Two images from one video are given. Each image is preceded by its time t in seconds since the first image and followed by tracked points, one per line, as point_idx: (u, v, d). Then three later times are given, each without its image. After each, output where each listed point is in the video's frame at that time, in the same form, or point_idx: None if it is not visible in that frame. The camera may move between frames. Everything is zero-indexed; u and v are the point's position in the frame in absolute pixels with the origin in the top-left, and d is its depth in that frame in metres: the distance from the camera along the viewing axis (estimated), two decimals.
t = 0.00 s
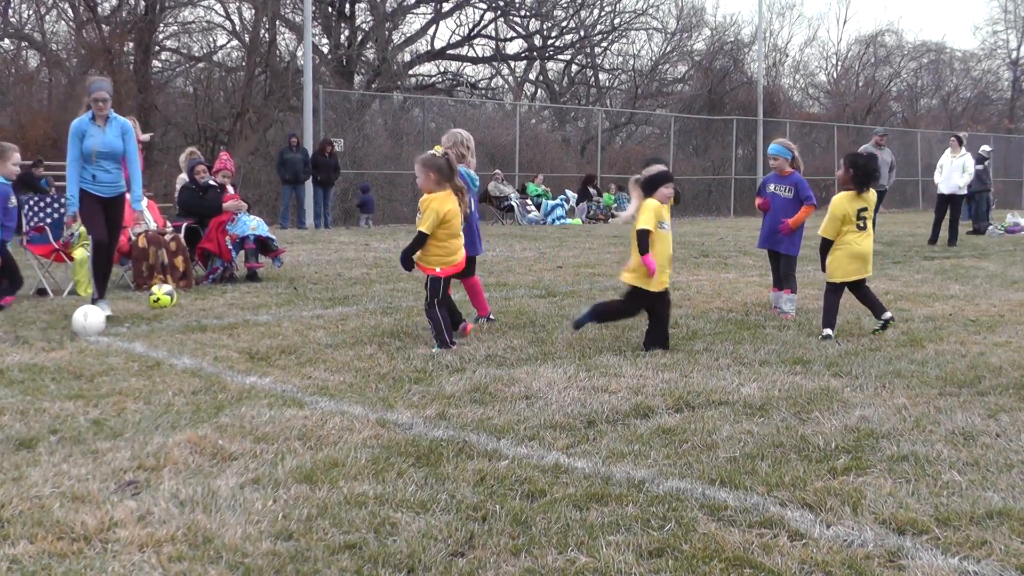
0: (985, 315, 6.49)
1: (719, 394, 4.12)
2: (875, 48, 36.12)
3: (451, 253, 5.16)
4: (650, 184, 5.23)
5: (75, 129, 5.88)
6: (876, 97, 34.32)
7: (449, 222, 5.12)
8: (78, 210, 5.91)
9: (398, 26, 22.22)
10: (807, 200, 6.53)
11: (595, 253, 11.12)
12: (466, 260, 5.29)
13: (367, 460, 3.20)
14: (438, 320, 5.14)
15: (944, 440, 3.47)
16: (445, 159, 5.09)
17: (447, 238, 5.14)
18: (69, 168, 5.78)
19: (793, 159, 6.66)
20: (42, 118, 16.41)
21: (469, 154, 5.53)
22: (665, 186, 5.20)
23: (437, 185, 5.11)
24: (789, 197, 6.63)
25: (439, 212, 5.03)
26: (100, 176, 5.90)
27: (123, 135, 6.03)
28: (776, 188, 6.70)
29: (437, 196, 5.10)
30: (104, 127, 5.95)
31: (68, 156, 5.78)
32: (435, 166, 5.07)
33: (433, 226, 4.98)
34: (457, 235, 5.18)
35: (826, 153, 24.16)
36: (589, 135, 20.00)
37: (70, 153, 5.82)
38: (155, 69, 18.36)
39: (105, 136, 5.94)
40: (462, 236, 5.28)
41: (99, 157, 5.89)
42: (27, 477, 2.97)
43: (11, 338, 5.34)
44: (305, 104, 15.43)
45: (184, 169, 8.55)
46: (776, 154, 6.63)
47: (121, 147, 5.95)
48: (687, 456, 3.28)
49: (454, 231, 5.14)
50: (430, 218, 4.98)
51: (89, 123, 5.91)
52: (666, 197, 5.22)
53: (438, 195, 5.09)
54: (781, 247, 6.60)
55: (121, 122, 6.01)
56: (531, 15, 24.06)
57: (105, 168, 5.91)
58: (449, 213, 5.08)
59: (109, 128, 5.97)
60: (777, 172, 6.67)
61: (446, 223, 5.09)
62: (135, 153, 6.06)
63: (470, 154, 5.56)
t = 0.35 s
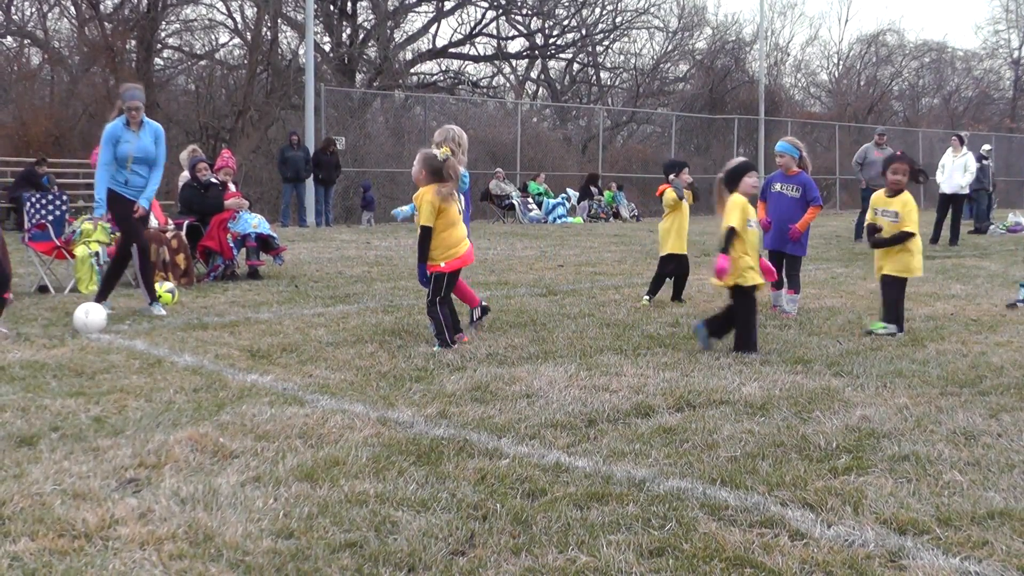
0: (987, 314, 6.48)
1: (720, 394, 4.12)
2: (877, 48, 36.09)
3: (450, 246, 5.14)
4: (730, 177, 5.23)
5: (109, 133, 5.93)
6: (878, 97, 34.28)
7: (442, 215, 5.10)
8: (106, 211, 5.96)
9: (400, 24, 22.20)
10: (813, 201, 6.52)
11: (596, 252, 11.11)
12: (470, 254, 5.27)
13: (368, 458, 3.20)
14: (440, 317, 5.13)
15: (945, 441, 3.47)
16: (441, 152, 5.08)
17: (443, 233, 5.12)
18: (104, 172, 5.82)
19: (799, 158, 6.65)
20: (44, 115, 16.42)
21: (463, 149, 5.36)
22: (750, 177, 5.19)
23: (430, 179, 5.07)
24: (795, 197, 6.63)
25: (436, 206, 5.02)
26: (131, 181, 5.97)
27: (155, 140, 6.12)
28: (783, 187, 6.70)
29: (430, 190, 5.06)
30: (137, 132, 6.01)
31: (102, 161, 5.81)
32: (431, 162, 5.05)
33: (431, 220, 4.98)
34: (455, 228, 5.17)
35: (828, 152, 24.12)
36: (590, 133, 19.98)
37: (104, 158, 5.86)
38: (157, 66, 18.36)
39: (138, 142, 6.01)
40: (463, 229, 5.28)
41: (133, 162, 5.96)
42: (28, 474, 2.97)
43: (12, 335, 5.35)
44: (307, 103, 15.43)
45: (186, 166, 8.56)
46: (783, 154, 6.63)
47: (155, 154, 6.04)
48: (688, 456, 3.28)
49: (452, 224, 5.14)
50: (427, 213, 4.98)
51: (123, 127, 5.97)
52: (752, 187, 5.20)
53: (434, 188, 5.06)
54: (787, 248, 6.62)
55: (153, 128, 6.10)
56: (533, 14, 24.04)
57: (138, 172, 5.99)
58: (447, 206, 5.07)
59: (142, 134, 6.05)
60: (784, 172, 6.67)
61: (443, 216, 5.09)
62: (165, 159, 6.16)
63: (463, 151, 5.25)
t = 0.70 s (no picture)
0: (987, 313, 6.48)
1: (720, 392, 4.13)
2: (876, 47, 36.10)
3: (451, 243, 5.12)
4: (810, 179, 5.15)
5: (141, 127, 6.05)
6: (877, 96, 34.27)
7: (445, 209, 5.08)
8: (146, 205, 6.06)
9: (400, 24, 22.19)
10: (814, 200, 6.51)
11: (597, 252, 11.11)
12: (474, 254, 5.26)
13: (368, 458, 3.20)
14: (438, 315, 5.11)
15: (945, 439, 3.47)
16: (446, 149, 5.12)
17: (446, 229, 5.12)
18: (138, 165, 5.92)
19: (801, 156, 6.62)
20: (44, 116, 16.42)
21: (469, 150, 5.41)
22: (830, 181, 5.13)
23: (436, 173, 5.09)
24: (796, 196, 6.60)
25: (441, 201, 5.04)
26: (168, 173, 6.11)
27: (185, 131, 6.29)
28: (783, 186, 6.67)
29: (435, 185, 5.07)
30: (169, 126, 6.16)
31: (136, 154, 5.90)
32: (437, 158, 5.09)
33: (435, 213, 4.99)
34: (457, 224, 5.15)
35: (828, 151, 24.10)
36: (590, 133, 19.97)
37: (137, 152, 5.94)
38: (157, 66, 18.37)
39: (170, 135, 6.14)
40: (467, 228, 5.28)
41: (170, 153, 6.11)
42: (28, 475, 2.97)
43: (12, 335, 5.34)
44: (307, 103, 15.43)
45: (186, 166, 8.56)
46: (785, 152, 6.61)
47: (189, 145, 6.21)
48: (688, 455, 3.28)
49: (456, 221, 5.14)
50: (431, 206, 4.99)
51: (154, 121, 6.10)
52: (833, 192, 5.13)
53: (439, 183, 5.08)
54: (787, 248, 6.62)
55: (184, 120, 6.26)
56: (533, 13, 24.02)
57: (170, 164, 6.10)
58: (451, 202, 5.09)
59: (174, 126, 6.20)
60: (785, 170, 6.65)
61: (446, 209, 5.08)
62: (197, 150, 6.34)
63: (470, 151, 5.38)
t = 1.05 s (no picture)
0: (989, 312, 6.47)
1: (721, 391, 4.13)
2: (877, 46, 36.09)
3: (455, 240, 5.13)
4: (886, 175, 4.90)
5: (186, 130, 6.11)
6: (878, 95, 34.27)
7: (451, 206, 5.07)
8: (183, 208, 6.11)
9: (400, 24, 22.16)
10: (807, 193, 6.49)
11: (598, 251, 11.11)
12: (476, 253, 5.27)
13: (370, 457, 3.20)
14: (439, 312, 5.12)
15: (947, 438, 3.47)
16: (451, 145, 5.06)
17: (451, 227, 5.11)
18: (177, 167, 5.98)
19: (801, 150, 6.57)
20: (45, 116, 16.42)
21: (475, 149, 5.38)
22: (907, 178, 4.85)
23: (446, 170, 5.07)
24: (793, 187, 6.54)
25: (449, 197, 5.04)
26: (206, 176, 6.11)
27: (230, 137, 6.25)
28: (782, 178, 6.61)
29: (444, 182, 5.05)
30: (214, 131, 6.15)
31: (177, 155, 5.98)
32: (442, 154, 5.04)
33: (444, 210, 5.00)
34: (461, 222, 5.15)
35: (829, 149, 24.09)
36: (591, 132, 19.96)
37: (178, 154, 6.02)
38: (158, 66, 18.37)
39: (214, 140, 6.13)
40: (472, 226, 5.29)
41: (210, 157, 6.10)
42: (31, 475, 2.98)
43: (14, 335, 5.35)
44: (307, 103, 15.44)
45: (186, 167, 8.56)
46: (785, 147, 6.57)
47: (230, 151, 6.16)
48: (690, 454, 3.28)
49: (462, 218, 5.14)
50: (440, 203, 5.00)
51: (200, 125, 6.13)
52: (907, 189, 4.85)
53: (448, 180, 5.06)
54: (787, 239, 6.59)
55: (230, 125, 6.23)
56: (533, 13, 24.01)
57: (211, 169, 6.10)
58: (458, 199, 5.09)
59: (218, 130, 6.18)
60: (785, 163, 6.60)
61: (452, 207, 5.07)
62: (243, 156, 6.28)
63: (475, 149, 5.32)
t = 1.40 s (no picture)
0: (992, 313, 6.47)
1: (723, 391, 4.13)
2: (880, 46, 36.07)
3: (453, 245, 5.09)
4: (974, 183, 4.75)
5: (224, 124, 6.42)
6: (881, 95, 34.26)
7: (448, 209, 5.06)
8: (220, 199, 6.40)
9: (403, 23, 22.17)
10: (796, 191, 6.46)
11: (600, 251, 11.12)
12: (478, 259, 5.20)
13: (373, 456, 3.21)
14: (441, 318, 5.06)
15: (950, 439, 3.46)
16: (449, 146, 5.10)
17: (449, 231, 5.09)
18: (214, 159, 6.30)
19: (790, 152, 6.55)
20: (48, 115, 16.44)
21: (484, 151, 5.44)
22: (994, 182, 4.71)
23: (445, 174, 5.12)
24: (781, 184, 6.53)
25: (445, 200, 5.04)
26: (238, 168, 6.36)
27: (267, 131, 6.51)
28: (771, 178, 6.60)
29: (441, 184, 5.07)
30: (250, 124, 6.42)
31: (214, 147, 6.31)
32: (441, 155, 5.10)
33: (438, 213, 4.99)
34: (462, 226, 5.12)
35: (832, 150, 24.08)
36: (593, 132, 19.95)
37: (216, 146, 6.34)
38: (161, 66, 18.40)
39: (250, 133, 6.40)
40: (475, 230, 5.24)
41: (246, 149, 6.37)
42: (34, 473, 2.99)
43: (17, 334, 5.35)
44: (310, 103, 15.45)
45: (190, 166, 8.57)
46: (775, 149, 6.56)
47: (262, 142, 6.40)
48: (692, 454, 3.28)
49: (461, 222, 5.10)
50: (436, 206, 5.00)
51: (236, 119, 6.42)
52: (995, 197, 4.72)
53: (447, 183, 5.09)
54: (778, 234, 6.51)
55: (265, 120, 6.49)
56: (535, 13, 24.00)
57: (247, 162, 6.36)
58: (454, 202, 5.08)
59: (254, 124, 6.46)
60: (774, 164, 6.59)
61: (450, 210, 5.07)
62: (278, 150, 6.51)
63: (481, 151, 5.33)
